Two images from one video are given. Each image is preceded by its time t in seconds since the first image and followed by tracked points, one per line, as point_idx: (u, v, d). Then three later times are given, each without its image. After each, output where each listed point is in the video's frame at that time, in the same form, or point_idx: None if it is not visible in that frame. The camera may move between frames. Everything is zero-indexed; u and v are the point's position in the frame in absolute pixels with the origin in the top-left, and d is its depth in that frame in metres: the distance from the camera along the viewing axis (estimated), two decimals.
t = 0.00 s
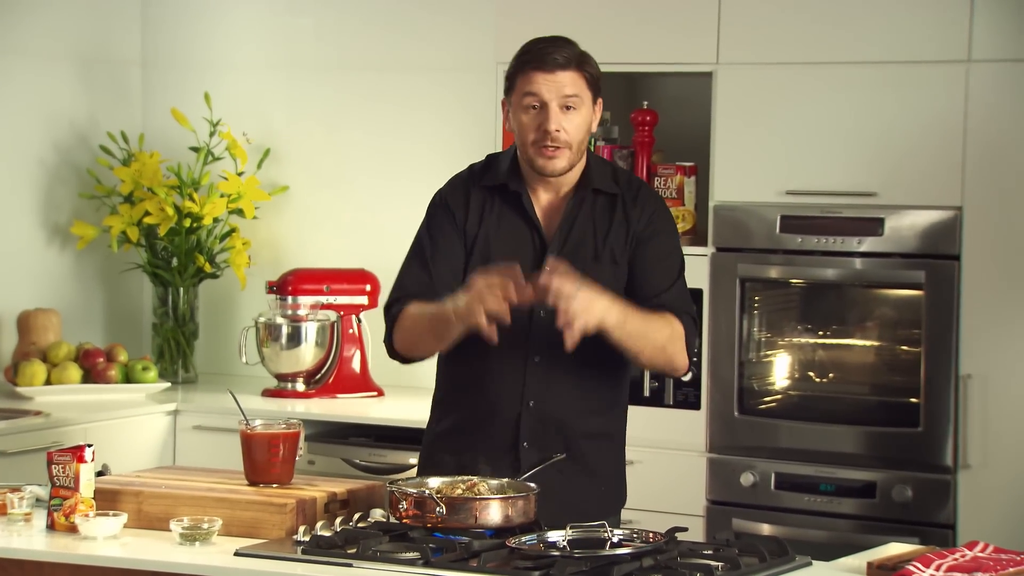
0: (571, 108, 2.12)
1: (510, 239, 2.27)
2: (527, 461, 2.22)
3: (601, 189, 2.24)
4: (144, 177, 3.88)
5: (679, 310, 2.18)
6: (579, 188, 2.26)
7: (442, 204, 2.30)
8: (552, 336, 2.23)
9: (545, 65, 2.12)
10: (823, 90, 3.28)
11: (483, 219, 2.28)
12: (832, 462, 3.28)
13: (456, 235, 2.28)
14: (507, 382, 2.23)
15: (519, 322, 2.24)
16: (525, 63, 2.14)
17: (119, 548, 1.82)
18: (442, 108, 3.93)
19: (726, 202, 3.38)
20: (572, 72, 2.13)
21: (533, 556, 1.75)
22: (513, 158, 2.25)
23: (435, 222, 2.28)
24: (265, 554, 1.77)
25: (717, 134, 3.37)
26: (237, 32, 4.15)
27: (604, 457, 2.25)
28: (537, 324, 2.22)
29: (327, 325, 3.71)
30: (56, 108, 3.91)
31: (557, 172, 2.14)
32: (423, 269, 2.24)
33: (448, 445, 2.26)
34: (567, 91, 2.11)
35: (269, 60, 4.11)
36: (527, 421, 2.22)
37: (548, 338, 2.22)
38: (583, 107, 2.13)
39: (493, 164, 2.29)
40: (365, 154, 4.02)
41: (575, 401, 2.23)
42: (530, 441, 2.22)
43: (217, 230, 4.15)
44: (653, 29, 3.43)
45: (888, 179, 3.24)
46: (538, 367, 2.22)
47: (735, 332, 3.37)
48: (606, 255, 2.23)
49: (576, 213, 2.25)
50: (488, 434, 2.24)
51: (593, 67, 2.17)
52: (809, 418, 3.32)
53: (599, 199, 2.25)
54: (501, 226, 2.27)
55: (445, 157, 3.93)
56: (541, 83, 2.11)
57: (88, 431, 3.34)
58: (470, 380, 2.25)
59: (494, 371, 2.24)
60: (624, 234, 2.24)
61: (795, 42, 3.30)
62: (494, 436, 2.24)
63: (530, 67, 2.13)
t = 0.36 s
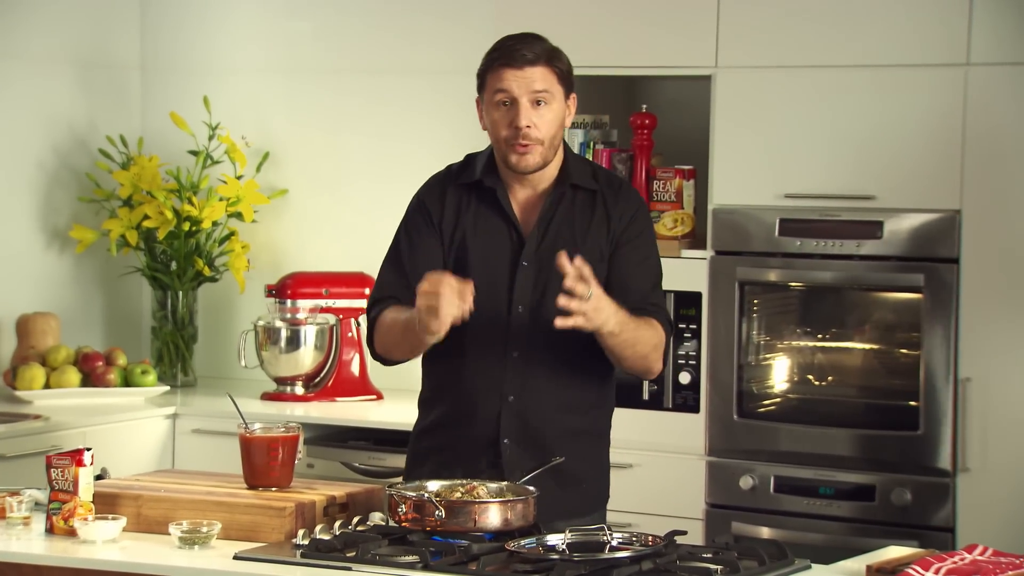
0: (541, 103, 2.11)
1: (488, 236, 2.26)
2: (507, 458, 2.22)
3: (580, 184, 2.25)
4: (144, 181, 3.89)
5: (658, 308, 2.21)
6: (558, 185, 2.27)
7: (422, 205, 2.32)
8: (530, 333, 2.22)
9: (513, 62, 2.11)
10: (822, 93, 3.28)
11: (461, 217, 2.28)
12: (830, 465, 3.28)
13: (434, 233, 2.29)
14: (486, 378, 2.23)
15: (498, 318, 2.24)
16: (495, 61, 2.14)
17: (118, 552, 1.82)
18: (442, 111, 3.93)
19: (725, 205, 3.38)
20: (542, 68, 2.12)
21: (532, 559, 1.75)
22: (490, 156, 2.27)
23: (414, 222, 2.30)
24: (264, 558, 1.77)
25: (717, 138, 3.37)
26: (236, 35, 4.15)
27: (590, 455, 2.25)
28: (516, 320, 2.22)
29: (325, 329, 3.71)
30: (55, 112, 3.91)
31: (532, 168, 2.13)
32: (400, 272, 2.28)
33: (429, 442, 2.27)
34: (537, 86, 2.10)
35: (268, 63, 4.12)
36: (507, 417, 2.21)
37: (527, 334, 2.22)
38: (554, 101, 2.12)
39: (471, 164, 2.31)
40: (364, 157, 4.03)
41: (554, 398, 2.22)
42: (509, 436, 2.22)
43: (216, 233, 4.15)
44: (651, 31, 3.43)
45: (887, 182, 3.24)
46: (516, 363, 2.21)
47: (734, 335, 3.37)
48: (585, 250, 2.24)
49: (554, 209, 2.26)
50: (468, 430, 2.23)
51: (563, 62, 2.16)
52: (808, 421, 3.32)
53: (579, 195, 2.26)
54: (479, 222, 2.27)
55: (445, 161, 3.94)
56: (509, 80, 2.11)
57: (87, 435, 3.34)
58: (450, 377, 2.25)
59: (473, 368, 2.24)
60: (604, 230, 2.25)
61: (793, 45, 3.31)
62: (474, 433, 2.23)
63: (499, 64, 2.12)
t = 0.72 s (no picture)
0: (466, 140, 2.05)
1: (450, 242, 2.24)
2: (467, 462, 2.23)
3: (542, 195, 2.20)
4: (142, 182, 3.90)
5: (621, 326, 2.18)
6: (522, 194, 2.22)
7: (391, 211, 2.33)
8: (487, 341, 2.21)
9: (438, 100, 2.04)
10: (821, 95, 3.28)
11: (425, 223, 2.27)
12: (828, 466, 3.28)
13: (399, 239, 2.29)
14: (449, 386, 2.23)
15: (456, 326, 2.23)
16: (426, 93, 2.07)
17: (117, 554, 1.82)
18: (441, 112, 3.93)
19: (723, 207, 3.37)
20: (468, 106, 2.04)
21: (531, 561, 1.75)
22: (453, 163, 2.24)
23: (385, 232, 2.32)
24: (263, 559, 1.77)
25: (715, 139, 3.38)
26: (235, 37, 4.16)
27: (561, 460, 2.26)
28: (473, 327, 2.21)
29: (325, 330, 3.70)
30: (54, 113, 3.91)
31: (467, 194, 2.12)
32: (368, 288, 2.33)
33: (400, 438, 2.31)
34: (461, 125, 2.04)
35: (267, 64, 4.12)
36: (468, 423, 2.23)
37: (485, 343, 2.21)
38: (482, 137, 2.06)
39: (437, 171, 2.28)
40: (363, 159, 4.03)
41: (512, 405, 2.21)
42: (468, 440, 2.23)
43: (215, 235, 4.15)
44: (650, 33, 3.43)
45: (885, 183, 3.24)
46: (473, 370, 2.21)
47: (733, 336, 3.37)
48: (546, 261, 2.20)
49: (516, 219, 2.21)
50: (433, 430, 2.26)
51: (499, 92, 2.08)
52: (806, 422, 3.32)
53: (543, 205, 2.22)
54: (441, 228, 2.25)
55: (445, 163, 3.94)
56: (434, 118, 2.06)
57: (85, 436, 3.34)
58: (417, 381, 2.27)
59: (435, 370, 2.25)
60: (567, 241, 2.20)
61: (792, 46, 3.31)
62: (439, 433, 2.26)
63: (427, 99, 2.06)
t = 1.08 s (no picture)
0: (378, 165, 2.19)
1: (365, 254, 2.40)
2: (401, 466, 2.37)
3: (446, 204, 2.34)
4: (146, 181, 3.90)
5: (506, 329, 2.28)
6: (429, 204, 2.37)
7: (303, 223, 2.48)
8: (405, 348, 2.37)
9: (348, 132, 2.15)
10: (824, 95, 3.28)
11: (340, 236, 2.42)
12: (831, 466, 3.28)
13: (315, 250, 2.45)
14: (373, 388, 2.40)
15: (375, 334, 2.38)
16: (334, 121, 2.18)
17: (121, 553, 1.82)
18: (445, 112, 3.94)
19: (727, 207, 3.37)
20: (379, 135, 2.16)
21: (535, 560, 1.75)
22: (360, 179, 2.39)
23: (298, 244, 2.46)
24: (266, 559, 1.77)
25: (719, 140, 3.37)
26: (239, 37, 4.16)
27: (496, 454, 2.39)
28: (392, 336, 2.37)
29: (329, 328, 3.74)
30: (58, 113, 3.91)
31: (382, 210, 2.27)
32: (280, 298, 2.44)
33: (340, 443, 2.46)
34: (373, 153, 2.17)
35: (271, 64, 4.12)
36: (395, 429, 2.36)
37: (404, 350, 2.37)
38: (394, 161, 2.20)
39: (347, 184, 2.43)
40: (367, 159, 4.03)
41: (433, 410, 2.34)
42: (400, 446, 2.37)
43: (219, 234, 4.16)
44: (654, 33, 3.42)
45: (890, 184, 3.24)
46: (397, 377, 2.37)
47: (736, 336, 3.37)
48: (453, 268, 2.34)
49: (423, 229, 2.36)
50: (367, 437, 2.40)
51: (406, 114, 2.19)
52: (810, 422, 3.31)
53: (448, 213, 2.36)
54: (356, 240, 2.41)
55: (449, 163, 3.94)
56: (346, 148, 2.17)
57: (89, 435, 3.34)
58: (351, 386, 2.44)
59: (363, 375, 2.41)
60: (470, 247, 2.34)
61: (797, 46, 3.30)
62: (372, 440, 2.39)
63: (336, 129, 2.17)
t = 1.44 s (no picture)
0: (344, 174, 2.24)
1: (322, 255, 2.49)
2: (371, 465, 2.45)
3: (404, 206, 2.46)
4: (151, 182, 3.92)
5: (465, 326, 2.41)
6: (385, 207, 2.47)
7: (248, 227, 2.53)
8: (367, 349, 2.47)
9: (314, 145, 2.19)
10: (829, 95, 3.28)
11: (296, 238, 2.50)
12: (835, 466, 3.28)
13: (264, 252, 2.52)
14: (334, 386, 2.49)
15: (336, 335, 2.47)
16: (298, 134, 2.21)
17: (126, 553, 1.82)
18: (451, 112, 3.94)
19: (732, 207, 3.37)
20: (345, 146, 2.20)
21: (539, 561, 1.75)
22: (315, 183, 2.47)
23: (245, 247, 2.52)
24: (270, 559, 1.77)
25: (725, 140, 3.37)
26: (244, 37, 4.17)
27: (460, 440, 2.54)
28: (354, 338, 2.46)
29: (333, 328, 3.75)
30: (63, 113, 3.91)
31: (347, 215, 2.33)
32: (225, 299, 2.51)
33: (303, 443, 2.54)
34: (339, 165, 2.22)
35: (276, 65, 4.13)
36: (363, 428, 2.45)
37: (366, 351, 2.47)
38: (360, 170, 2.25)
39: (297, 189, 2.51)
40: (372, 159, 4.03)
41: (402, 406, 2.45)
42: (370, 445, 2.45)
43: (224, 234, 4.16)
44: (659, 33, 3.42)
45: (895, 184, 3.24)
46: (361, 378, 2.46)
47: (741, 337, 3.37)
48: (412, 269, 2.45)
49: (381, 230, 2.47)
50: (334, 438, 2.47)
51: (370, 122, 2.24)
52: (816, 422, 3.31)
53: (405, 214, 2.47)
54: (313, 243, 2.49)
55: (454, 163, 3.94)
56: (311, 160, 2.21)
57: (93, 435, 3.35)
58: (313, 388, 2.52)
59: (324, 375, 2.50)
60: (428, 247, 2.46)
61: (802, 46, 3.30)
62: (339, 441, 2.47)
63: (301, 143, 2.20)
